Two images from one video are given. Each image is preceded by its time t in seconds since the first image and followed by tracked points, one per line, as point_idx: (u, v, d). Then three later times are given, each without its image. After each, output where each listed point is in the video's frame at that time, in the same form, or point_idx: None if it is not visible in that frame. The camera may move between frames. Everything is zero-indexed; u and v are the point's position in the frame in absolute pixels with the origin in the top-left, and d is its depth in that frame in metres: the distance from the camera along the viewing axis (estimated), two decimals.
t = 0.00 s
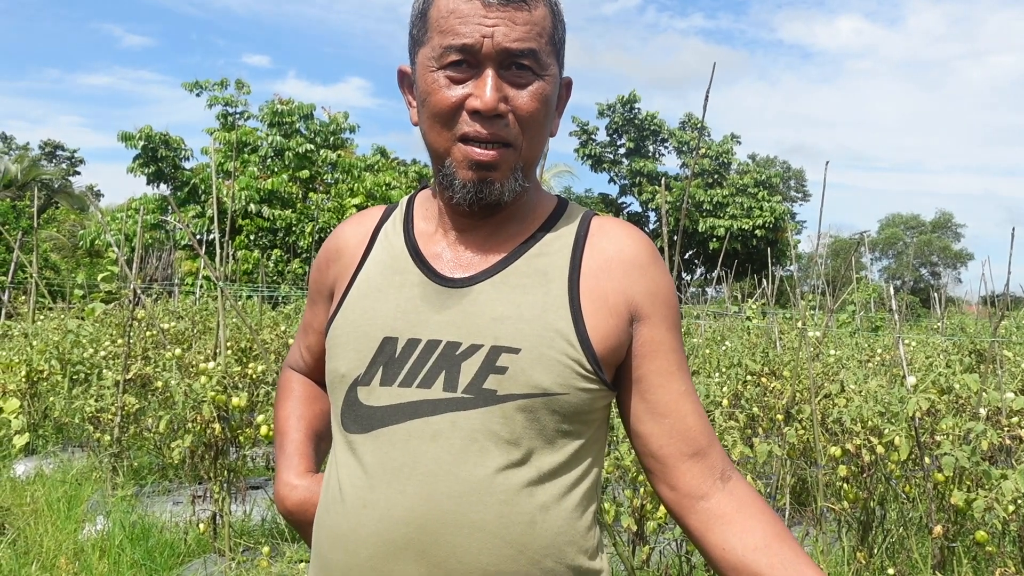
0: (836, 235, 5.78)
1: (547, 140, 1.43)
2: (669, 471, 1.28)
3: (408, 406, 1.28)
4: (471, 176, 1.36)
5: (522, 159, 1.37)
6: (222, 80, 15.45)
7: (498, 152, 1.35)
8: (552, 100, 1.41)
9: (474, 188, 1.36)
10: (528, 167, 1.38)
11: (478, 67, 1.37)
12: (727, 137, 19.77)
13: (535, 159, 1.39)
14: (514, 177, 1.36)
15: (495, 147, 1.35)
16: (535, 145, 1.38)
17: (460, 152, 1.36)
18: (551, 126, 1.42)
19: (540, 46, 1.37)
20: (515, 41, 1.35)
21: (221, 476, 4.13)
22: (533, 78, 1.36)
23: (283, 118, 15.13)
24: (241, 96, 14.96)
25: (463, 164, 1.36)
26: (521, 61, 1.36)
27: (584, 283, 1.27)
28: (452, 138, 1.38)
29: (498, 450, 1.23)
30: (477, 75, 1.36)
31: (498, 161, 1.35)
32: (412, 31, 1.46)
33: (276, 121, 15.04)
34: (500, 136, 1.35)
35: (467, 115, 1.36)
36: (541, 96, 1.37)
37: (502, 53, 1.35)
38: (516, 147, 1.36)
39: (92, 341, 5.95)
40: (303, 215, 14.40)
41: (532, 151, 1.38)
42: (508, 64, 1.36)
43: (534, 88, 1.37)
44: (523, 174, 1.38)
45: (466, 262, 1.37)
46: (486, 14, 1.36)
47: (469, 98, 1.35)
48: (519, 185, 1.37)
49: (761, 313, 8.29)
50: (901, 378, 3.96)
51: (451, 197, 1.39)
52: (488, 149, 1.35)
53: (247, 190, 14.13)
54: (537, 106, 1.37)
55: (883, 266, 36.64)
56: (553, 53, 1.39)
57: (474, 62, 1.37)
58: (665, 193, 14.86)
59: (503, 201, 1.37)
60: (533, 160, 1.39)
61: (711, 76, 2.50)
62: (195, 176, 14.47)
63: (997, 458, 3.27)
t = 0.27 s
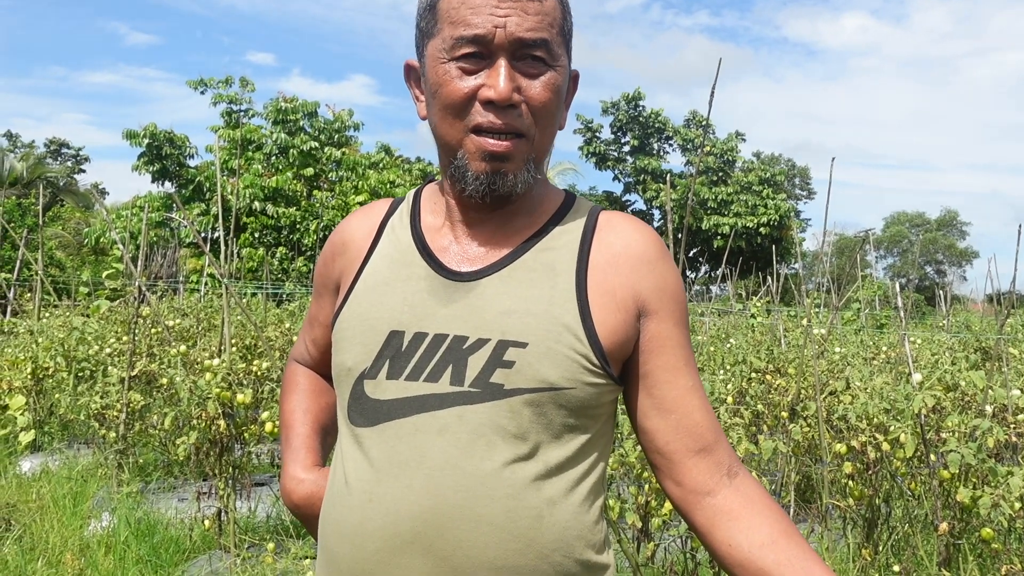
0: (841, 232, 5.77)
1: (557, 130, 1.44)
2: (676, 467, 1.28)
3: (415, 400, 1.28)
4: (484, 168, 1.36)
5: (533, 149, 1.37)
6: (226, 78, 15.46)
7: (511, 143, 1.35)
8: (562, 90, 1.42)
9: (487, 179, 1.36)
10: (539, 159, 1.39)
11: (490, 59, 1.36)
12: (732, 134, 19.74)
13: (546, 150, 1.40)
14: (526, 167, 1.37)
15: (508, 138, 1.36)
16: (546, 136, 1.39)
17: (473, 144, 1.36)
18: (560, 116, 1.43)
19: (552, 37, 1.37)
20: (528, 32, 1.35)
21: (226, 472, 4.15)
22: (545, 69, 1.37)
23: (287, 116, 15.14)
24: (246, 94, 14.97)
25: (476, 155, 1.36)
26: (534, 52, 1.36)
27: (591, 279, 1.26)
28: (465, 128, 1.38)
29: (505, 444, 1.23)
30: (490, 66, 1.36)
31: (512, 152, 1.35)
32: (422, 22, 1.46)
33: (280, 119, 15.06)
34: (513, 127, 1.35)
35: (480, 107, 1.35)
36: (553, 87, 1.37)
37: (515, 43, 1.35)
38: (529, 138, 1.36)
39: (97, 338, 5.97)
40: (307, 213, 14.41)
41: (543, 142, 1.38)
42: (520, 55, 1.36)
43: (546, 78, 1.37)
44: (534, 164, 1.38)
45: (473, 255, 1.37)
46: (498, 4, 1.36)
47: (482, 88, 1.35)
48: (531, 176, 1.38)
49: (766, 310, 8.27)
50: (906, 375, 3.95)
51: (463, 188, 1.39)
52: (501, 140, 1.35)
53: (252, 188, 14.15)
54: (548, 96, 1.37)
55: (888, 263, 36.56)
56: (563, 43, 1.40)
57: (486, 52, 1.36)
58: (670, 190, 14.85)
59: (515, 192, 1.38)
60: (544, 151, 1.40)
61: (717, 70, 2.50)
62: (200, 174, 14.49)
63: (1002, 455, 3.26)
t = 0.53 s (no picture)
0: (841, 229, 5.76)
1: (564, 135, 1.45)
2: (673, 468, 1.28)
3: (415, 400, 1.28)
4: (501, 173, 1.35)
5: (546, 154, 1.38)
6: (226, 75, 15.45)
7: (527, 148, 1.35)
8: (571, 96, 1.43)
9: (504, 184, 1.35)
10: (549, 163, 1.40)
11: (507, 64, 1.35)
12: (732, 132, 19.73)
13: (556, 154, 1.41)
14: (540, 173, 1.38)
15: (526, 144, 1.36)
16: (557, 140, 1.40)
17: (490, 149, 1.35)
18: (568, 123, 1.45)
19: (567, 44, 1.38)
20: (546, 39, 1.35)
21: (227, 470, 4.15)
22: (559, 75, 1.38)
23: (287, 113, 15.13)
24: (246, 91, 14.96)
25: (493, 160, 1.35)
26: (551, 58, 1.36)
27: (591, 281, 1.27)
28: (481, 134, 1.37)
29: (504, 444, 1.24)
30: (508, 71, 1.35)
31: (529, 158, 1.35)
32: (433, 25, 1.44)
33: (280, 116, 15.04)
34: (531, 133, 1.35)
35: (498, 112, 1.35)
36: (567, 94, 1.39)
37: (534, 49, 1.35)
38: (544, 144, 1.37)
39: (97, 336, 5.97)
40: (307, 210, 14.41)
41: (555, 147, 1.39)
42: (538, 61, 1.36)
43: (561, 85, 1.38)
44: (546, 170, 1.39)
45: (474, 256, 1.37)
46: (517, 9, 1.35)
47: (501, 94, 1.34)
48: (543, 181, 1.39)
49: (766, 308, 8.27)
50: (906, 373, 3.95)
51: (478, 193, 1.38)
52: (519, 145, 1.34)
53: (252, 185, 14.15)
54: (563, 103, 1.38)
55: (888, 261, 36.56)
56: (575, 50, 1.41)
57: (505, 58, 1.35)
58: (670, 188, 14.84)
59: (527, 196, 1.38)
60: (554, 155, 1.40)
61: (718, 71, 2.49)
62: (200, 171, 14.48)
63: (1002, 453, 3.26)
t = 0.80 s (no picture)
0: (835, 228, 5.77)
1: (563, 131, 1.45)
2: (666, 467, 1.28)
3: (409, 397, 1.28)
4: (501, 167, 1.35)
5: (546, 149, 1.37)
6: (222, 70, 15.41)
7: (528, 142, 1.34)
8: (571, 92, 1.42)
9: (504, 178, 1.35)
10: (548, 158, 1.39)
11: (508, 58, 1.35)
12: (728, 130, 19.74)
13: (555, 150, 1.40)
14: (538, 168, 1.37)
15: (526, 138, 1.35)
16: (557, 136, 1.39)
17: (490, 143, 1.35)
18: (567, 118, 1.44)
19: (568, 39, 1.37)
20: (547, 33, 1.35)
21: (220, 466, 4.15)
22: (560, 70, 1.37)
23: (283, 109, 15.10)
24: (241, 87, 14.93)
25: (494, 154, 1.35)
26: (552, 53, 1.36)
27: (586, 279, 1.26)
28: (481, 128, 1.36)
29: (496, 442, 1.23)
30: (509, 65, 1.35)
31: (529, 153, 1.34)
32: (434, 18, 1.43)
33: (275, 112, 15.01)
34: (531, 127, 1.34)
35: (499, 107, 1.34)
36: (568, 89, 1.38)
37: (535, 44, 1.34)
38: (544, 138, 1.36)
39: (91, 331, 5.96)
40: (303, 206, 14.39)
41: (554, 143, 1.39)
42: (538, 55, 1.35)
43: (562, 80, 1.37)
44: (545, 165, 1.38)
45: (470, 253, 1.37)
46: (519, 4, 1.35)
47: (502, 88, 1.34)
48: (542, 176, 1.38)
49: (760, 305, 8.30)
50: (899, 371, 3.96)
51: (477, 187, 1.38)
52: (519, 139, 1.34)
53: (247, 181, 14.12)
54: (564, 98, 1.37)
55: (883, 259, 36.63)
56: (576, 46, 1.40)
57: (506, 51, 1.35)
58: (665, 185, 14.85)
59: (526, 191, 1.37)
60: (553, 151, 1.40)
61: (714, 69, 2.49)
62: (195, 167, 14.45)
63: (994, 450, 3.27)
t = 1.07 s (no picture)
0: (819, 225, 5.81)
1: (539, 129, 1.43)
2: (648, 463, 1.29)
3: (390, 395, 1.28)
4: (468, 162, 1.34)
5: (516, 146, 1.36)
6: (206, 65, 15.31)
7: (495, 137, 1.34)
8: (547, 88, 1.41)
9: (471, 173, 1.34)
10: (520, 155, 1.38)
11: (476, 54, 1.35)
12: (713, 127, 19.81)
13: (527, 146, 1.39)
14: (509, 163, 1.36)
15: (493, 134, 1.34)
16: (529, 132, 1.38)
17: (457, 138, 1.35)
18: (543, 115, 1.42)
19: (539, 34, 1.37)
20: (515, 28, 1.35)
21: (203, 463, 4.13)
22: (531, 66, 1.36)
23: (267, 104, 15.01)
24: (225, 81, 14.83)
25: (461, 149, 1.34)
26: (521, 48, 1.35)
27: (566, 277, 1.26)
28: (449, 123, 1.36)
29: (478, 441, 1.23)
30: (477, 60, 1.35)
31: (496, 148, 1.34)
32: (407, 15, 1.45)
33: (260, 107, 14.93)
34: (499, 123, 1.34)
35: (466, 102, 1.34)
36: (538, 84, 1.37)
37: (503, 38, 1.35)
38: (513, 134, 1.35)
39: (73, 328, 5.91)
40: (287, 202, 14.32)
41: (525, 139, 1.38)
42: (507, 50, 1.35)
43: (532, 76, 1.36)
44: (517, 161, 1.37)
45: (450, 251, 1.37)
46: None
47: (469, 84, 1.34)
48: (513, 173, 1.37)
49: (745, 302, 8.33)
50: (881, 368, 3.99)
51: (447, 183, 1.38)
52: (486, 134, 1.33)
53: (231, 176, 14.04)
54: (534, 93, 1.37)
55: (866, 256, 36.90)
56: (549, 42, 1.40)
57: (474, 47, 1.36)
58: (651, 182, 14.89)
59: (497, 187, 1.37)
60: (525, 147, 1.39)
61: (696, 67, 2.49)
62: (179, 162, 14.35)
63: (973, 447, 3.30)
